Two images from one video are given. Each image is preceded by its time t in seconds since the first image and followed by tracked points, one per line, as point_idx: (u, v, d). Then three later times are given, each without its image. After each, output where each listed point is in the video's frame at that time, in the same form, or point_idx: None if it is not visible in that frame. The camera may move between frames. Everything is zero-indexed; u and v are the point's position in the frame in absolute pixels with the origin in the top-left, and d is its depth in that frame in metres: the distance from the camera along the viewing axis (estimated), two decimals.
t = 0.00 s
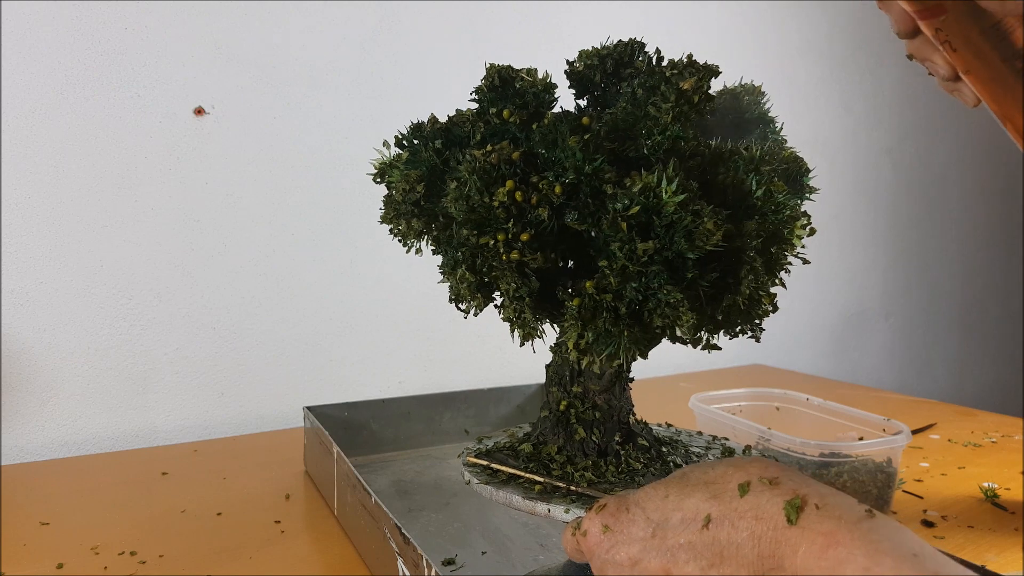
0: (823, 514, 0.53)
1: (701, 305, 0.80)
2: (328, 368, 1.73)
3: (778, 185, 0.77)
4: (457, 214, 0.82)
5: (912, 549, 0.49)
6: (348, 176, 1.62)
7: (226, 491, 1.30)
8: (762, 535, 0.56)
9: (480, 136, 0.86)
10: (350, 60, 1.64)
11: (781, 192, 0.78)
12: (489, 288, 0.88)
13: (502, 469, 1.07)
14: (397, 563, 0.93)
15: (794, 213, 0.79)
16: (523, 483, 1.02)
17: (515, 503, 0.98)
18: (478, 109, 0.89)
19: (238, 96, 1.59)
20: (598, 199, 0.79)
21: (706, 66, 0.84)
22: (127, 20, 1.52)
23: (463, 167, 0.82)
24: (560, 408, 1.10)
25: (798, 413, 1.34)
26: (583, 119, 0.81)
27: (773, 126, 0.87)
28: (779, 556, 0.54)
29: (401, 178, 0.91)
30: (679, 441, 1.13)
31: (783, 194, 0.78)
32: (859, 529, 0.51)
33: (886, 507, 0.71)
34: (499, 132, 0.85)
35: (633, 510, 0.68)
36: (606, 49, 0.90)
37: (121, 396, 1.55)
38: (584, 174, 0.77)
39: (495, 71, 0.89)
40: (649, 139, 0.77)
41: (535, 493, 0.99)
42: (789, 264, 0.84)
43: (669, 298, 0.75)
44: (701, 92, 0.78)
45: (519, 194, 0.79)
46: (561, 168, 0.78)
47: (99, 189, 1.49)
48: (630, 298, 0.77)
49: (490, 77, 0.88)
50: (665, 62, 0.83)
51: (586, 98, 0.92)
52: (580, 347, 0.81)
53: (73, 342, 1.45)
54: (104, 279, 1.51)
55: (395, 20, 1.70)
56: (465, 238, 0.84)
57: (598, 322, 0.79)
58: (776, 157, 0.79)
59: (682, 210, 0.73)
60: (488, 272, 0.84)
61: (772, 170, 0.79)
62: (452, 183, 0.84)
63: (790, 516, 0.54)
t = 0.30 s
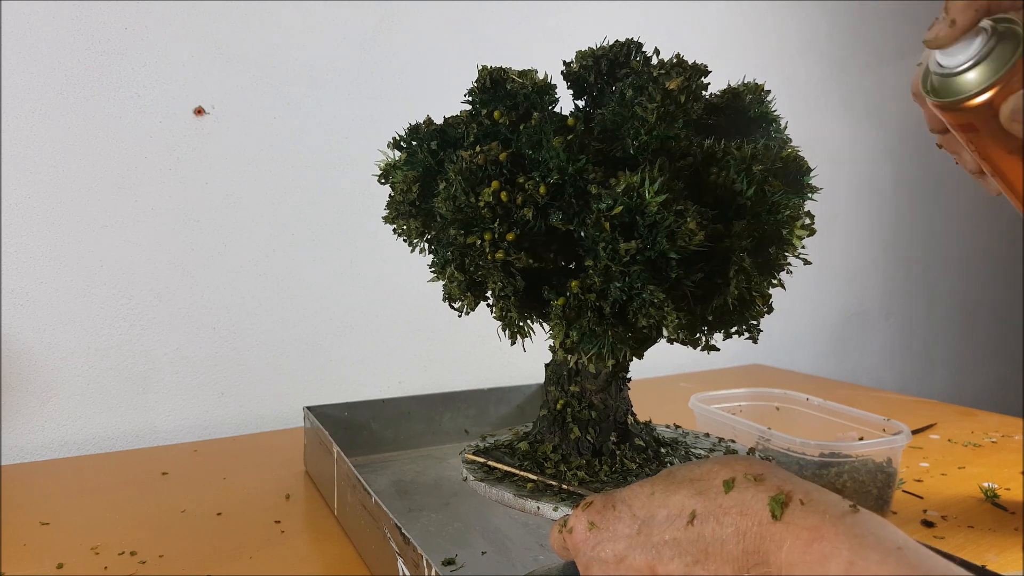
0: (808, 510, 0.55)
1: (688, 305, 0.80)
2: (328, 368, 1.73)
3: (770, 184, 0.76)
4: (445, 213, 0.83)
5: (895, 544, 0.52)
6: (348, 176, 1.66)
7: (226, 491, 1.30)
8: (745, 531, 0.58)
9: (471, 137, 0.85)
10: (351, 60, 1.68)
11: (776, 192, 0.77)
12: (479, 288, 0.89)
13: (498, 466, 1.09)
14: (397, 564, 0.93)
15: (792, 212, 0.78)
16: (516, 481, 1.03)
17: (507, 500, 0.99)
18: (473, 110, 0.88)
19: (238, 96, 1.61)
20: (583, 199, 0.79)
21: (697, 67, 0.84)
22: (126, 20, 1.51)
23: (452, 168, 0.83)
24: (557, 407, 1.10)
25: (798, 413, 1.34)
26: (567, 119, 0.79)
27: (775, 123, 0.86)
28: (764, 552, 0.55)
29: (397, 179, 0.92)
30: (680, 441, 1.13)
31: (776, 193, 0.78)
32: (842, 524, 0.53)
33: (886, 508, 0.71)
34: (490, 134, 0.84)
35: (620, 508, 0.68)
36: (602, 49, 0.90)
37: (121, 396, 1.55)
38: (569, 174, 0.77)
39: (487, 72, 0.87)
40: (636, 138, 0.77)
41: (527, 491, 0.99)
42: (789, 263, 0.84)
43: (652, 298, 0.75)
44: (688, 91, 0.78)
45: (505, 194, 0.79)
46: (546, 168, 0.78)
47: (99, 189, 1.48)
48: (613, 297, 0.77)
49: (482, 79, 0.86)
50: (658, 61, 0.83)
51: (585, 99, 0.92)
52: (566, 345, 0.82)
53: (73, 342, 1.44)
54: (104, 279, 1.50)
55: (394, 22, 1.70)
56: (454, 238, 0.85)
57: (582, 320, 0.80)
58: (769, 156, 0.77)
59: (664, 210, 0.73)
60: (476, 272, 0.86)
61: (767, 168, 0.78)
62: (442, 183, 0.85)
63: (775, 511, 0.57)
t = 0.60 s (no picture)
0: (801, 502, 0.55)
1: (684, 306, 0.80)
2: (328, 368, 1.73)
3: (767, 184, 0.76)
4: (442, 214, 0.83)
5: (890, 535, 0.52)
6: (348, 177, 1.67)
7: (225, 491, 1.30)
8: (740, 524, 0.57)
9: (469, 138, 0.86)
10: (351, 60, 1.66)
11: (774, 192, 0.77)
12: (477, 288, 0.89)
13: (496, 465, 1.09)
14: (398, 564, 0.93)
15: (794, 213, 0.77)
16: (514, 480, 1.03)
17: (505, 500, 1.00)
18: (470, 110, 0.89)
19: (238, 96, 1.62)
20: (578, 199, 0.79)
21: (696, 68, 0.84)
22: (127, 20, 1.53)
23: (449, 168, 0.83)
24: (556, 407, 1.11)
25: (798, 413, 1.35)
26: (562, 120, 0.80)
27: (775, 124, 0.86)
28: (759, 545, 0.55)
29: (397, 179, 0.93)
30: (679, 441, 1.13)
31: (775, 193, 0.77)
32: (836, 516, 0.53)
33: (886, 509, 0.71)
34: (486, 134, 0.84)
35: (614, 503, 0.69)
36: (600, 49, 0.90)
37: (121, 397, 1.54)
38: (564, 174, 0.77)
39: (485, 74, 0.88)
40: (632, 138, 0.77)
41: (524, 491, 1.00)
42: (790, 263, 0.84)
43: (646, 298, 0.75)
44: (685, 91, 0.78)
45: (501, 194, 0.79)
46: (542, 168, 0.79)
47: (99, 189, 1.48)
48: (607, 297, 0.77)
49: (480, 79, 0.88)
50: (656, 61, 0.82)
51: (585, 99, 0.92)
52: (561, 345, 0.82)
53: (73, 342, 1.43)
54: (104, 279, 1.50)
55: (396, 19, 1.69)
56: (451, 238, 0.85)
57: (577, 320, 0.81)
58: (767, 155, 0.77)
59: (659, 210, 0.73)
60: (473, 272, 0.86)
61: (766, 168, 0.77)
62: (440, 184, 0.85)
63: (768, 504, 0.57)
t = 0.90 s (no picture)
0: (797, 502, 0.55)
1: (680, 307, 0.79)
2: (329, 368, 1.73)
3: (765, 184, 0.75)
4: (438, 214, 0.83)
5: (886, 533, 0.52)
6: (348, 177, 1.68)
7: (226, 491, 1.30)
8: (734, 524, 0.57)
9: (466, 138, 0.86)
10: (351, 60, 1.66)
11: (771, 193, 0.77)
12: (473, 288, 0.89)
13: (495, 464, 1.10)
14: (397, 564, 0.93)
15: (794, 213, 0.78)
16: (512, 479, 1.04)
17: (502, 498, 1.00)
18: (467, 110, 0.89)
19: (238, 96, 1.62)
20: (572, 199, 0.79)
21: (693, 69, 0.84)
22: (128, 20, 1.53)
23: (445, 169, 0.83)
24: (555, 406, 1.11)
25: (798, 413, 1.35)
26: (557, 120, 0.80)
27: (775, 124, 0.85)
28: (753, 543, 0.55)
29: (396, 179, 0.93)
30: (679, 440, 1.13)
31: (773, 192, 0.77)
32: (833, 515, 0.53)
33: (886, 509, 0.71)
34: (483, 135, 0.84)
35: (610, 501, 0.69)
36: (599, 49, 0.90)
37: (121, 397, 1.54)
38: (559, 175, 0.77)
39: (483, 74, 0.88)
40: (628, 138, 0.77)
41: (521, 489, 1.00)
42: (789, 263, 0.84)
43: (641, 298, 0.75)
44: (680, 91, 0.78)
45: (496, 193, 0.79)
46: (537, 168, 0.79)
47: (99, 189, 1.49)
48: (603, 296, 0.77)
49: (477, 79, 0.87)
50: (652, 61, 0.82)
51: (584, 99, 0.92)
52: (556, 344, 0.82)
53: (73, 341, 1.43)
54: (104, 279, 1.50)
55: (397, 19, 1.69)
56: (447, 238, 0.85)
57: (572, 320, 0.81)
58: (764, 155, 0.77)
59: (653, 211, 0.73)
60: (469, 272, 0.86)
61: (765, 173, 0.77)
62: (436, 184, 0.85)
63: (764, 503, 0.57)
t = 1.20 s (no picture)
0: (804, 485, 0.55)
1: (681, 307, 0.79)
2: (329, 369, 1.73)
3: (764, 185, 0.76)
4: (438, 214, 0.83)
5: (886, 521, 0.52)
6: (348, 177, 1.67)
7: (226, 491, 1.30)
8: (738, 496, 0.58)
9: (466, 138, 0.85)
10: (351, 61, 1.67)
11: (771, 193, 0.77)
12: (473, 288, 0.89)
13: (495, 464, 1.07)
14: (397, 563, 0.93)
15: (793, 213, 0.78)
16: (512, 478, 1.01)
17: (501, 498, 0.98)
18: (467, 110, 0.89)
19: (239, 96, 1.61)
20: (573, 199, 0.79)
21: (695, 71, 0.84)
22: (127, 21, 1.53)
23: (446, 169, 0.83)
24: (555, 407, 1.11)
25: (798, 413, 1.35)
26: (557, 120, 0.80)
27: (776, 124, 0.85)
28: (750, 515, 0.56)
29: (396, 180, 0.92)
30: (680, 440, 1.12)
31: (772, 193, 0.77)
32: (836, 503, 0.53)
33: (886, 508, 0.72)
34: (483, 135, 0.84)
35: (617, 448, 0.69)
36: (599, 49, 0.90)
37: (121, 397, 1.54)
38: (559, 175, 0.78)
39: (482, 74, 0.88)
40: (628, 138, 0.77)
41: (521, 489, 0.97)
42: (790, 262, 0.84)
43: (642, 298, 0.74)
44: (681, 91, 0.78)
45: (496, 193, 0.79)
46: (537, 168, 0.79)
47: (99, 189, 1.49)
48: (603, 296, 0.77)
49: (477, 79, 0.87)
50: (652, 60, 0.82)
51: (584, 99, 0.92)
52: (556, 344, 0.81)
53: (73, 341, 1.43)
54: (104, 279, 1.50)
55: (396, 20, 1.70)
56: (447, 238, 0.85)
57: (573, 320, 0.80)
58: (765, 155, 0.77)
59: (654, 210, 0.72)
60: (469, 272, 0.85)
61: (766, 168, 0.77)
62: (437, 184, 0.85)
63: (774, 482, 0.57)
